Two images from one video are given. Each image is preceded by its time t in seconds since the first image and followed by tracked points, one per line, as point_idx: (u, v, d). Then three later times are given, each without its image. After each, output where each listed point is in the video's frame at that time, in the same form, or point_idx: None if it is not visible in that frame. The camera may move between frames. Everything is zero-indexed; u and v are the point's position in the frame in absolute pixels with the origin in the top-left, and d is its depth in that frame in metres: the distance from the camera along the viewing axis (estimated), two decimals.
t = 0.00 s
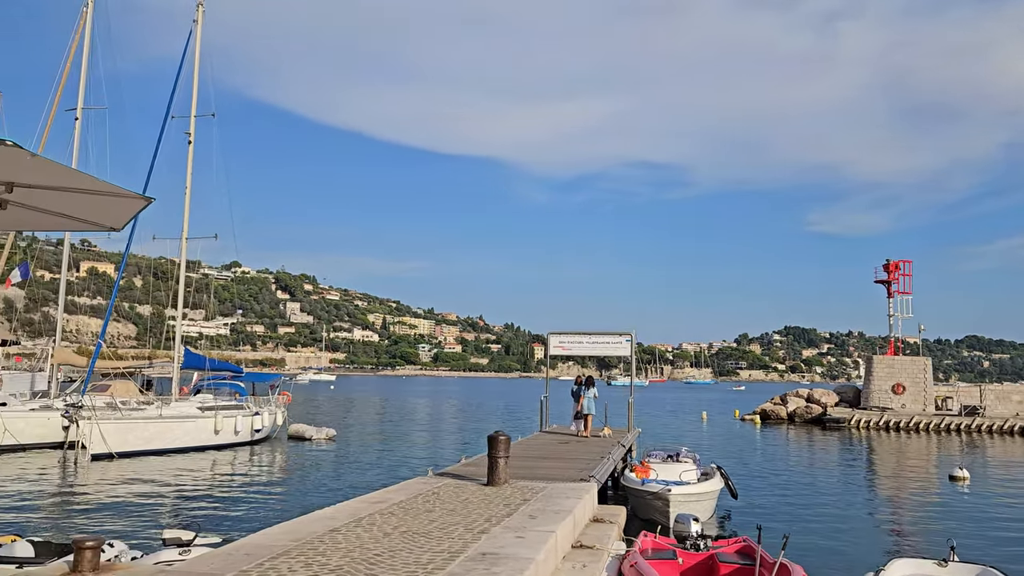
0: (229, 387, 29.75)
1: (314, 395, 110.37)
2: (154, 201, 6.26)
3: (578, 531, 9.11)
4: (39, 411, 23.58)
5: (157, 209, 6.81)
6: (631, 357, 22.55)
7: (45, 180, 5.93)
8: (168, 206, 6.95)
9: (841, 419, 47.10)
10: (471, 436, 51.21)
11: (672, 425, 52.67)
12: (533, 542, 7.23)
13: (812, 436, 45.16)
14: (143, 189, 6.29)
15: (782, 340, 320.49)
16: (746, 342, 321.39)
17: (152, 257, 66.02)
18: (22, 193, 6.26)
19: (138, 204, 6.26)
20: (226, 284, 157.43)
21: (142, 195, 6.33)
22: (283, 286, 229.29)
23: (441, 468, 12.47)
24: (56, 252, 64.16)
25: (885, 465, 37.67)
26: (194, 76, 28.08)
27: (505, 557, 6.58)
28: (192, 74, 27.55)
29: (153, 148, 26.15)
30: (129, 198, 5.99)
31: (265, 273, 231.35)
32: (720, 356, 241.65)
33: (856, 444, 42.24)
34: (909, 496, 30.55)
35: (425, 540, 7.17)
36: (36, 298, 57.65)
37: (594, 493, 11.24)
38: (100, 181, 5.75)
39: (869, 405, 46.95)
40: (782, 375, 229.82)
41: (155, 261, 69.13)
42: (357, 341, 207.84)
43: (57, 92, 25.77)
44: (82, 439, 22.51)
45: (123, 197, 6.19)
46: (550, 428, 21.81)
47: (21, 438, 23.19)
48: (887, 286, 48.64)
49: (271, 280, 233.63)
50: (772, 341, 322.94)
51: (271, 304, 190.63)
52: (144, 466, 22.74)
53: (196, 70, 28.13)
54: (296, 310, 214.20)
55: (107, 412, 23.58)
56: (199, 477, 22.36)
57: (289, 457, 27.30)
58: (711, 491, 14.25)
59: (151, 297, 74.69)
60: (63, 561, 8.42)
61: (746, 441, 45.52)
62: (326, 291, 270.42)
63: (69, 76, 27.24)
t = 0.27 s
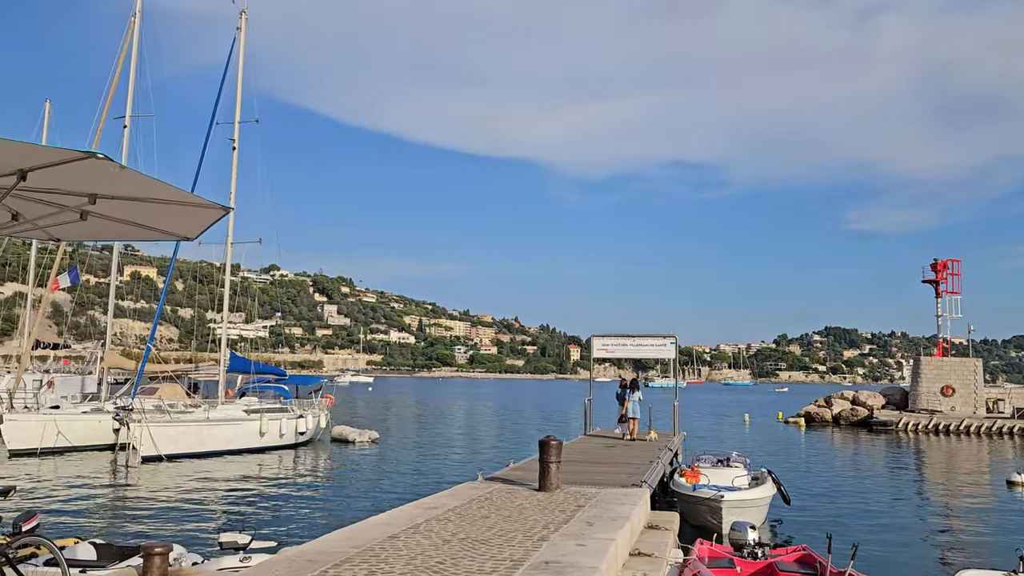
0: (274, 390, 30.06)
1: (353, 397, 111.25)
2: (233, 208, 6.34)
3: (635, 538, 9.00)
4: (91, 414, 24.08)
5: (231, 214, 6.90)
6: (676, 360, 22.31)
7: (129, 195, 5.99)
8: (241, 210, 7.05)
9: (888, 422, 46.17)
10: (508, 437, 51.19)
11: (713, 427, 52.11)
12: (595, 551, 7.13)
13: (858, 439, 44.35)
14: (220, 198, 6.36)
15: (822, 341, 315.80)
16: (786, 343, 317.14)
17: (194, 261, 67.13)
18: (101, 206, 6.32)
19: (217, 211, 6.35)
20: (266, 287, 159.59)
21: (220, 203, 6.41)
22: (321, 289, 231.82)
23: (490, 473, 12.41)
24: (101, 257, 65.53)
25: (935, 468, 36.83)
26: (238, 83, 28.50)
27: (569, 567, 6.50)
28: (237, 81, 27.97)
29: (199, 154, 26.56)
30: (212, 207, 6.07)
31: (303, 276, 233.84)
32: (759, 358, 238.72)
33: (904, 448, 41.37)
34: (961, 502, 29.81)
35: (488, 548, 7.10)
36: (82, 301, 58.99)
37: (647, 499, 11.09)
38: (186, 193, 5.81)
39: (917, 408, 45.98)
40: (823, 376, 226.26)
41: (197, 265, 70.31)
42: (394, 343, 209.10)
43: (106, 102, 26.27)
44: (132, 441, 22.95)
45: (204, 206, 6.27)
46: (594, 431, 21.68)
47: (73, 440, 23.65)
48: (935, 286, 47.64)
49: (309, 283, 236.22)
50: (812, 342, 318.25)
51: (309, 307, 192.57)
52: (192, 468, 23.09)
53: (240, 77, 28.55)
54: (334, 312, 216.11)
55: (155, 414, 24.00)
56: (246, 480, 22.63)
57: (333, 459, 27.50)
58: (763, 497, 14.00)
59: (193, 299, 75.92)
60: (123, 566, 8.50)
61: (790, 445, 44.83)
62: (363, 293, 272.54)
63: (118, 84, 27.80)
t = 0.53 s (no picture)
0: (311, 391, 30.30)
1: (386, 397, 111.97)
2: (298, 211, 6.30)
3: (685, 541, 8.88)
4: (134, 415, 24.46)
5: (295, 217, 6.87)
6: (715, 361, 22.09)
7: (196, 199, 5.96)
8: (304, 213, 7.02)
9: (930, 422, 45.32)
10: (542, 437, 51.12)
11: (749, 428, 51.60)
12: (648, 555, 7.05)
13: (899, 441, 43.59)
14: (285, 202, 6.32)
15: (858, 340, 311.37)
16: (821, 343, 313.13)
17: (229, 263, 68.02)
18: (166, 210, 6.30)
19: (282, 215, 6.32)
20: (299, 288, 161.23)
21: (285, 207, 6.37)
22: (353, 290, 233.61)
23: (533, 475, 12.35)
24: (140, 260, 66.67)
25: (980, 471, 36.09)
26: (276, 88, 28.82)
27: (624, 571, 6.42)
28: (274, 86, 28.27)
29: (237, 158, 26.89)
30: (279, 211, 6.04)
31: (335, 278, 235.78)
32: (793, 357, 236.08)
33: (947, 449, 40.61)
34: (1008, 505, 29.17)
35: (540, 552, 7.05)
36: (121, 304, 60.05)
37: (693, 501, 10.95)
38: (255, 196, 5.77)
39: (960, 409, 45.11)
40: (859, 377, 222.99)
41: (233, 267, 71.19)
42: (425, 344, 210.05)
43: (147, 108, 26.67)
44: (175, 442, 23.26)
45: (270, 210, 6.24)
46: (632, 433, 21.54)
47: (117, 440, 24.04)
48: (977, 285, 46.72)
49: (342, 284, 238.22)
50: (848, 342, 313.88)
51: (341, 308, 194.13)
52: (233, 469, 23.37)
53: (277, 82, 28.85)
54: (366, 313, 217.61)
55: (197, 416, 24.32)
56: (286, 480, 22.84)
57: (370, 461, 27.65)
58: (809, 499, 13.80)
59: (229, 302, 76.93)
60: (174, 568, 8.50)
61: (829, 446, 44.17)
62: (394, 294, 274.12)
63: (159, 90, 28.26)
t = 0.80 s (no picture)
0: (341, 391, 30.45)
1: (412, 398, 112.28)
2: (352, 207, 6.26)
3: (727, 541, 8.74)
4: (167, 415, 24.70)
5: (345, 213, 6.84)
6: (747, 360, 21.86)
7: (251, 193, 5.93)
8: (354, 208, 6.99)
9: (965, 423, 44.56)
10: (569, 437, 50.98)
11: (779, 428, 51.10)
12: (693, 555, 6.93)
13: (933, 441, 42.92)
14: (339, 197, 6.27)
15: (887, 339, 307.46)
16: (849, 342, 309.58)
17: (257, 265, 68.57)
18: (218, 205, 6.28)
19: (334, 209, 6.27)
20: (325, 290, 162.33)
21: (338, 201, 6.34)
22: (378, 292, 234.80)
23: (568, 475, 12.26)
24: (169, 262, 67.47)
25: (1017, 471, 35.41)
26: (304, 89, 28.98)
27: (669, 571, 6.32)
28: (303, 88, 28.44)
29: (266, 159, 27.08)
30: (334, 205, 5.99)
31: (360, 279, 237.07)
32: (820, 357, 233.56)
33: (983, 449, 39.92)
34: None
35: (582, 551, 6.95)
36: (151, 305, 60.78)
37: (731, 501, 10.81)
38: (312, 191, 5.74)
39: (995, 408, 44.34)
40: (889, 377, 220.09)
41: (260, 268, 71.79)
42: (450, 344, 210.53)
43: (178, 110, 26.94)
44: (207, 441, 23.47)
45: (323, 205, 6.20)
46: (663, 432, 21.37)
47: (150, 440, 24.29)
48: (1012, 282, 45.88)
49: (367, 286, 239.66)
50: (877, 341, 310.05)
51: (367, 309, 195.08)
52: (265, 468, 23.51)
53: (305, 83, 29.03)
54: (391, 314, 218.66)
55: (228, 416, 24.52)
56: (317, 480, 22.94)
57: (399, 460, 27.71)
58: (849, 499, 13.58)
59: (256, 303, 77.60)
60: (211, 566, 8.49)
61: (861, 446, 43.57)
62: (419, 295, 275.01)
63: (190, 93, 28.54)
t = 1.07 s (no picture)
0: (363, 391, 30.50)
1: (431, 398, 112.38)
2: (394, 204, 6.22)
3: (762, 543, 8.60)
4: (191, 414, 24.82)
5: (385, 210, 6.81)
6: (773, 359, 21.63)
7: (294, 190, 5.93)
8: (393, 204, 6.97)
9: (992, 422, 43.93)
10: (589, 437, 50.77)
11: (802, 428, 50.64)
12: (731, 558, 6.81)
13: (959, 440, 42.35)
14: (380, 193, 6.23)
15: (909, 338, 304.34)
16: (870, 341, 306.72)
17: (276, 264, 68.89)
18: (258, 202, 6.30)
19: (375, 206, 6.25)
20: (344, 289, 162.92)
21: (379, 197, 6.30)
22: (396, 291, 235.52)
23: (596, 475, 12.15)
24: (190, 263, 67.97)
25: None
26: (325, 89, 29.05)
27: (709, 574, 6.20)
28: (324, 88, 28.50)
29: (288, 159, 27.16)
30: (376, 203, 5.96)
31: (378, 279, 237.76)
32: (841, 356, 231.39)
33: (1011, 450, 39.34)
34: None
35: (618, 553, 6.85)
36: (173, 306, 61.21)
37: (762, 502, 10.66)
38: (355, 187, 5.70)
39: None
40: (911, 376, 217.81)
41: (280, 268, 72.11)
42: (468, 344, 210.69)
43: (201, 111, 27.08)
44: (231, 440, 23.57)
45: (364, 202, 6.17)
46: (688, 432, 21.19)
47: (174, 439, 24.42)
48: None
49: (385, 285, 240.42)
50: (898, 339, 307.00)
51: (385, 309, 195.60)
52: (288, 467, 23.58)
53: (326, 83, 29.09)
54: (410, 313, 219.17)
55: (252, 415, 24.62)
56: (340, 479, 22.97)
57: (421, 460, 27.69)
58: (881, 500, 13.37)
59: (276, 303, 77.99)
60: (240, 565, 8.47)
61: (886, 446, 43.07)
62: (437, 295, 275.40)
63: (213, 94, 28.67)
